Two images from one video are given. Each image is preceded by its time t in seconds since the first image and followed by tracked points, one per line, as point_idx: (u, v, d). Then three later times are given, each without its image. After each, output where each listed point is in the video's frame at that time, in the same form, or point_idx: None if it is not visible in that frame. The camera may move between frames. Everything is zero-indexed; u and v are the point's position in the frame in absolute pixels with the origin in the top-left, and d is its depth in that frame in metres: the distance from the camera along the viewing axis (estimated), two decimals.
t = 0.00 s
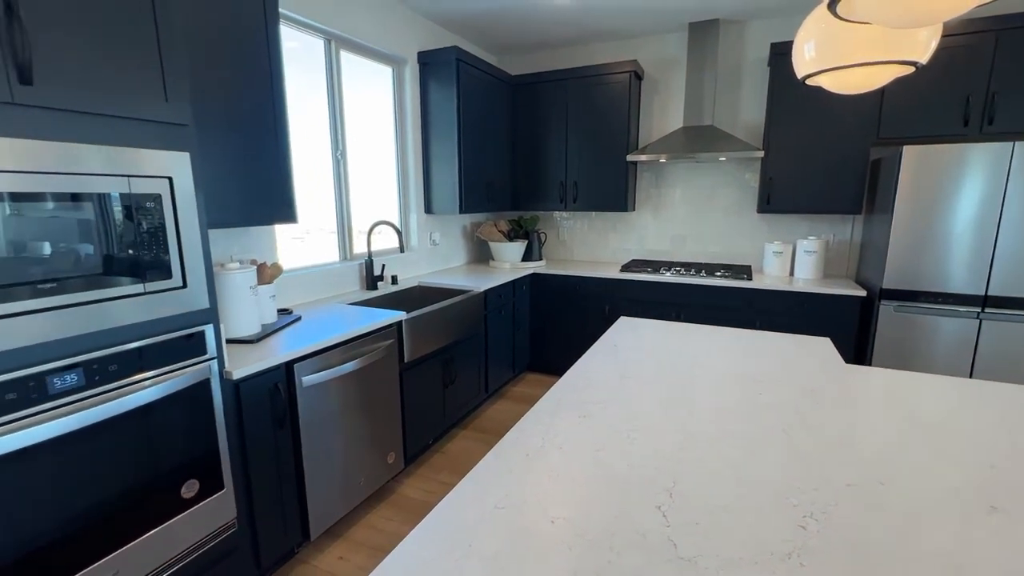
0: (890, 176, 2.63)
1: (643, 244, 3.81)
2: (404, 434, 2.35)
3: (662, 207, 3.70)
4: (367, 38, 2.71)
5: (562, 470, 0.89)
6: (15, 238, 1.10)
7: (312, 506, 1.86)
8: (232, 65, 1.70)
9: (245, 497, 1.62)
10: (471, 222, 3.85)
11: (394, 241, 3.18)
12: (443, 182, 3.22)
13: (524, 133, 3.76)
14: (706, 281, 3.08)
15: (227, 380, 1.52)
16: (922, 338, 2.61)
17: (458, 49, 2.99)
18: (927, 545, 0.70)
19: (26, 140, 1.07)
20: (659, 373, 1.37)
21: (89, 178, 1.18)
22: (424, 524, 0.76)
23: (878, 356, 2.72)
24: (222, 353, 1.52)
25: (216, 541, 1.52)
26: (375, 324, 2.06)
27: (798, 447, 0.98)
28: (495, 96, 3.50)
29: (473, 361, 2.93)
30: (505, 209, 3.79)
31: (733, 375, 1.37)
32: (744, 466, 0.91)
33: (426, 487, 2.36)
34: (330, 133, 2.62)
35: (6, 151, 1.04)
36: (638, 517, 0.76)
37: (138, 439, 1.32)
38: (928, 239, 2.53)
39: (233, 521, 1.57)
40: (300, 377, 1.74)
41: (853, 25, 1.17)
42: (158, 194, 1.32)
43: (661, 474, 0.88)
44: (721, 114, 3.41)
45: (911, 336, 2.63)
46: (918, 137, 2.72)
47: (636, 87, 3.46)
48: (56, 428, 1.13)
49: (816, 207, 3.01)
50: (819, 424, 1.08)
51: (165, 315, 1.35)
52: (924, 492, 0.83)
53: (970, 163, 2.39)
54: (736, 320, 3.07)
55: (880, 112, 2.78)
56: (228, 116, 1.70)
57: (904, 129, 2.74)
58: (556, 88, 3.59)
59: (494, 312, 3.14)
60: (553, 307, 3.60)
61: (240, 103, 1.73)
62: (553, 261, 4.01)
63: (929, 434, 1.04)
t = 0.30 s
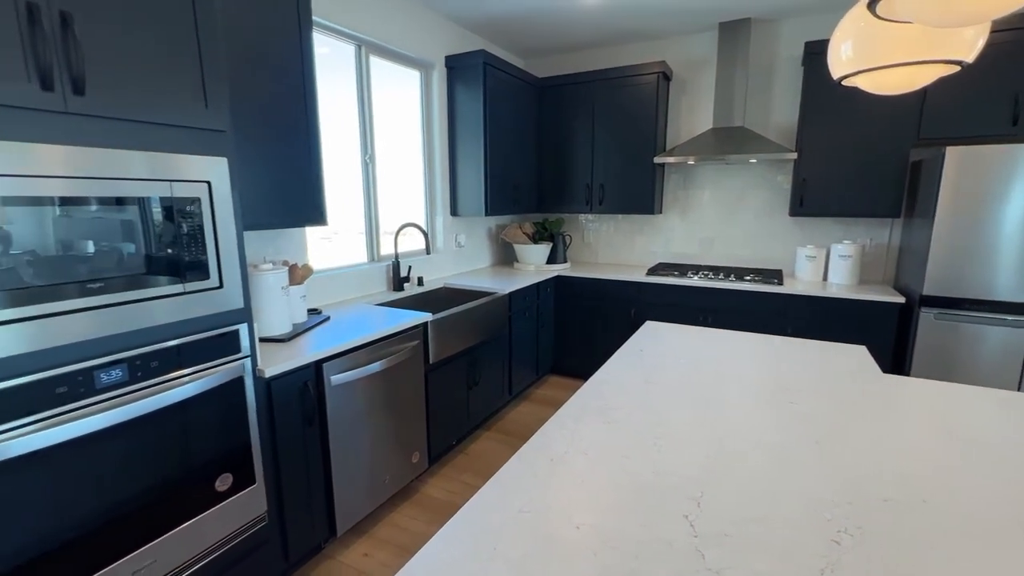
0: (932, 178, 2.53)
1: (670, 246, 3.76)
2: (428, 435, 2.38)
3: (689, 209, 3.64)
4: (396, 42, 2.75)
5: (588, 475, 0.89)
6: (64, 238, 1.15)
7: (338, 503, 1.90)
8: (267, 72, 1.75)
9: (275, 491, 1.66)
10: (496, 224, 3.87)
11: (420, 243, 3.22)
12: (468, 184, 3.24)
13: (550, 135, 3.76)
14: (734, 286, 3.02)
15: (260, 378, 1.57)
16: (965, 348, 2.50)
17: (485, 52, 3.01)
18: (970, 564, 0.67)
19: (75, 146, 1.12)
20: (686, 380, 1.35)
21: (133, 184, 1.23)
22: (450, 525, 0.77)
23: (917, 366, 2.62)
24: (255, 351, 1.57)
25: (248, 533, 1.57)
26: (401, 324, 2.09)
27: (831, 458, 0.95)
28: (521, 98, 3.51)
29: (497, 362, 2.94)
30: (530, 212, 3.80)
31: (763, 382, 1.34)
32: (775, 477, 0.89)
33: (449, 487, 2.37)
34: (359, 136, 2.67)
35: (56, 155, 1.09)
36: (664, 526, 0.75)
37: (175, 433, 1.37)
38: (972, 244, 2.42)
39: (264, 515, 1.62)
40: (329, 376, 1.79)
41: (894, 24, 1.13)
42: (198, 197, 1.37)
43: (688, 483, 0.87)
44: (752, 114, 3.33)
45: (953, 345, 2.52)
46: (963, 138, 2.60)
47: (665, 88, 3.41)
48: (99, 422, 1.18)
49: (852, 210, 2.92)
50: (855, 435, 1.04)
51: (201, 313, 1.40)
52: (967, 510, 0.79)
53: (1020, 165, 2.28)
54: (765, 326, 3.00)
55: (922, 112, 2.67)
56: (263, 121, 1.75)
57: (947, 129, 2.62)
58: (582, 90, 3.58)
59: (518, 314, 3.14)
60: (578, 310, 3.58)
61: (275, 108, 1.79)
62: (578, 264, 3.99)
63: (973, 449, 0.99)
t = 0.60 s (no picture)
0: (981, 175, 2.41)
1: (699, 246, 3.69)
2: (454, 431, 2.39)
3: (719, 208, 3.57)
4: (425, 41, 2.77)
5: (620, 472, 0.88)
6: (106, 237, 1.19)
7: (365, 496, 1.92)
8: (301, 70, 1.79)
9: (305, 482, 1.70)
10: (522, 223, 3.86)
11: (446, 241, 3.24)
12: (495, 183, 3.25)
13: (577, 133, 3.73)
14: (766, 287, 2.94)
15: (292, 370, 1.60)
16: (1016, 353, 2.37)
17: (513, 50, 3.01)
18: None
19: (119, 143, 1.16)
20: (718, 379, 1.32)
21: (172, 179, 1.27)
22: (481, 517, 0.76)
23: (963, 372, 2.50)
24: (288, 344, 1.60)
25: (279, 522, 1.61)
26: (428, 321, 2.11)
27: (875, 462, 0.91)
28: (548, 96, 3.50)
29: (522, 361, 2.94)
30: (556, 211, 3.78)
31: (800, 383, 1.30)
32: (816, 480, 0.86)
33: (474, 485, 2.38)
34: (388, 135, 2.70)
35: (102, 152, 1.13)
36: (700, 525, 0.73)
37: (212, 422, 1.41)
38: None
39: (294, 505, 1.66)
40: (358, 370, 1.81)
41: (948, 11, 1.08)
42: (235, 192, 1.41)
43: (723, 483, 0.85)
44: (786, 111, 3.24)
45: (1003, 350, 2.39)
46: (1015, 132, 2.46)
47: (695, 84, 3.35)
48: (136, 411, 1.22)
49: (892, 209, 2.81)
50: (900, 439, 1.00)
51: (235, 307, 1.43)
52: None
53: None
54: (799, 328, 2.91)
55: (970, 106, 2.55)
56: (296, 117, 1.78)
57: (998, 123, 2.49)
58: (610, 87, 3.54)
59: (544, 313, 3.13)
60: (604, 310, 3.54)
61: (308, 106, 1.82)
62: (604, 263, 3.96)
63: None
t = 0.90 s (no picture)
0: None
1: (726, 248, 3.63)
2: (478, 430, 2.41)
3: (748, 209, 3.50)
4: (452, 43, 2.79)
5: (650, 473, 0.88)
6: (142, 237, 1.23)
7: (392, 491, 1.95)
8: (334, 72, 1.82)
9: (335, 476, 1.74)
10: (546, 224, 3.86)
11: (471, 241, 3.27)
12: (520, 184, 3.26)
13: (602, 133, 3.71)
14: (797, 289, 2.87)
15: (323, 366, 1.64)
16: None
17: (539, 51, 3.01)
18: None
19: (159, 145, 1.20)
20: (749, 382, 1.30)
21: (206, 179, 1.30)
22: (512, 514, 0.77)
23: (1006, 380, 2.40)
24: (319, 341, 1.64)
25: (309, 515, 1.65)
26: (454, 321, 2.14)
27: (916, 470, 0.89)
28: (573, 96, 3.49)
29: (546, 361, 2.94)
30: (581, 211, 3.77)
31: (834, 388, 1.27)
32: (853, 486, 0.84)
33: (498, 484, 2.39)
34: (415, 135, 2.73)
35: (144, 154, 1.17)
36: (734, 529, 0.73)
37: (247, 415, 1.45)
38: None
39: (323, 499, 1.69)
40: (386, 368, 1.85)
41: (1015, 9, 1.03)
42: (271, 192, 1.46)
43: (757, 487, 0.83)
44: (819, 109, 3.16)
45: None
46: None
47: (723, 83, 3.30)
48: (170, 405, 1.25)
49: (930, 210, 2.72)
50: (942, 447, 0.97)
51: (264, 305, 1.47)
52: None
53: None
54: (830, 332, 2.84)
55: (1016, 103, 2.44)
56: (328, 118, 1.82)
57: None
58: (636, 87, 3.52)
59: (567, 314, 3.13)
60: (628, 311, 3.52)
61: (340, 107, 1.86)
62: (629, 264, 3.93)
63: None
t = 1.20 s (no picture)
0: None
1: (752, 249, 3.56)
2: (500, 430, 2.40)
3: (775, 208, 3.42)
4: (477, 43, 2.79)
5: (686, 476, 0.86)
6: (171, 236, 1.25)
7: (416, 489, 1.96)
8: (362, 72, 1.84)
9: (360, 474, 1.75)
10: (568, 224, 3.84)
11: (493, 241, 3.27)
12: (542, 183, 3.25)
13: (626, 132, 3.68)
14: (827, 291, 2.80)
15: (350, 363, 1.66)
16: None
17: (564, 50, 3.00)
18: None
19: (193, 144, 1.22)
20: (783, 386, 1.27)
21: (233, 178, 1.31)
22: (547, 516, 0.76)
23: None
24: (347, 338, 1.66)
25: (335, 512, 1.66)
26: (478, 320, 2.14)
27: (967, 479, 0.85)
28: (597, 95, 3.46)
29: (568, 362, 2.92)
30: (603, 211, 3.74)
31: (873, 393, 1.23)
32: (900, 495, 0.81)
33: (520, 484, 2.38)
34: (439, 135, 2.75)
35: (178, 153, 1.19)
36: (777, 536, 0.70)
37: (276, 411, 1.47)
38: None
39: (349, 496, 1.71)
40: (411, 366, 1.86)
41: None
42: (302, 191, 1.48)
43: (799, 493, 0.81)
44: (851, 106, 3.07)
45: None
46: None
47: (751, 80, 3.23)
48: (201, 400, 1.27)
49: (970, 210, 2.62)
50: (994, 456, 0.92)
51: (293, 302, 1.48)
52: None
53: None
54: (863, 335, 2.76)
55: None
56: (357, 118, 1.83)
57: None
58: (661, 85, 3.47)
59: (590, 314, 3.10)
60: (651, 312, 3.47)
61: (368, 106, 1.87)
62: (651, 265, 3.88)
63: None
